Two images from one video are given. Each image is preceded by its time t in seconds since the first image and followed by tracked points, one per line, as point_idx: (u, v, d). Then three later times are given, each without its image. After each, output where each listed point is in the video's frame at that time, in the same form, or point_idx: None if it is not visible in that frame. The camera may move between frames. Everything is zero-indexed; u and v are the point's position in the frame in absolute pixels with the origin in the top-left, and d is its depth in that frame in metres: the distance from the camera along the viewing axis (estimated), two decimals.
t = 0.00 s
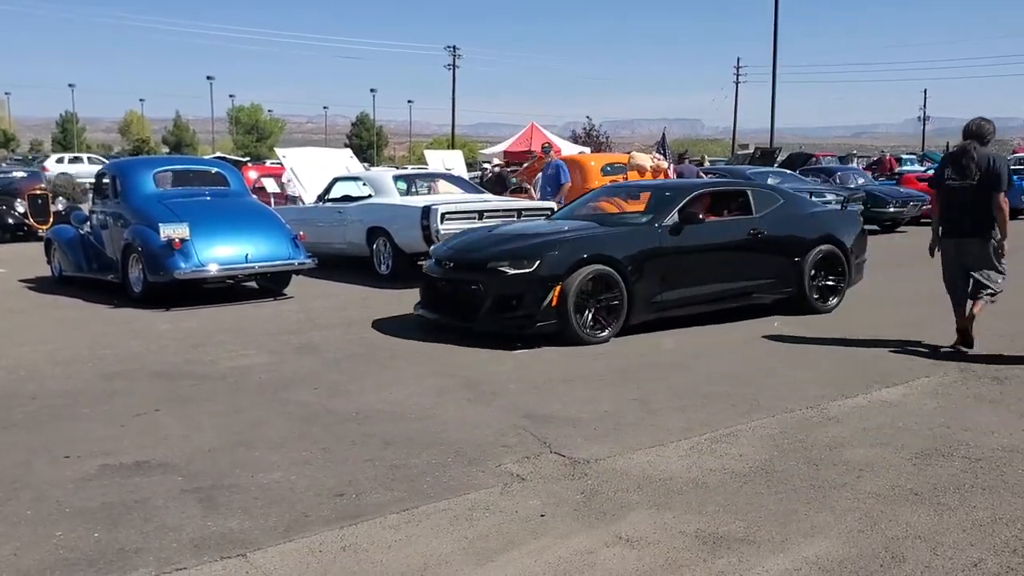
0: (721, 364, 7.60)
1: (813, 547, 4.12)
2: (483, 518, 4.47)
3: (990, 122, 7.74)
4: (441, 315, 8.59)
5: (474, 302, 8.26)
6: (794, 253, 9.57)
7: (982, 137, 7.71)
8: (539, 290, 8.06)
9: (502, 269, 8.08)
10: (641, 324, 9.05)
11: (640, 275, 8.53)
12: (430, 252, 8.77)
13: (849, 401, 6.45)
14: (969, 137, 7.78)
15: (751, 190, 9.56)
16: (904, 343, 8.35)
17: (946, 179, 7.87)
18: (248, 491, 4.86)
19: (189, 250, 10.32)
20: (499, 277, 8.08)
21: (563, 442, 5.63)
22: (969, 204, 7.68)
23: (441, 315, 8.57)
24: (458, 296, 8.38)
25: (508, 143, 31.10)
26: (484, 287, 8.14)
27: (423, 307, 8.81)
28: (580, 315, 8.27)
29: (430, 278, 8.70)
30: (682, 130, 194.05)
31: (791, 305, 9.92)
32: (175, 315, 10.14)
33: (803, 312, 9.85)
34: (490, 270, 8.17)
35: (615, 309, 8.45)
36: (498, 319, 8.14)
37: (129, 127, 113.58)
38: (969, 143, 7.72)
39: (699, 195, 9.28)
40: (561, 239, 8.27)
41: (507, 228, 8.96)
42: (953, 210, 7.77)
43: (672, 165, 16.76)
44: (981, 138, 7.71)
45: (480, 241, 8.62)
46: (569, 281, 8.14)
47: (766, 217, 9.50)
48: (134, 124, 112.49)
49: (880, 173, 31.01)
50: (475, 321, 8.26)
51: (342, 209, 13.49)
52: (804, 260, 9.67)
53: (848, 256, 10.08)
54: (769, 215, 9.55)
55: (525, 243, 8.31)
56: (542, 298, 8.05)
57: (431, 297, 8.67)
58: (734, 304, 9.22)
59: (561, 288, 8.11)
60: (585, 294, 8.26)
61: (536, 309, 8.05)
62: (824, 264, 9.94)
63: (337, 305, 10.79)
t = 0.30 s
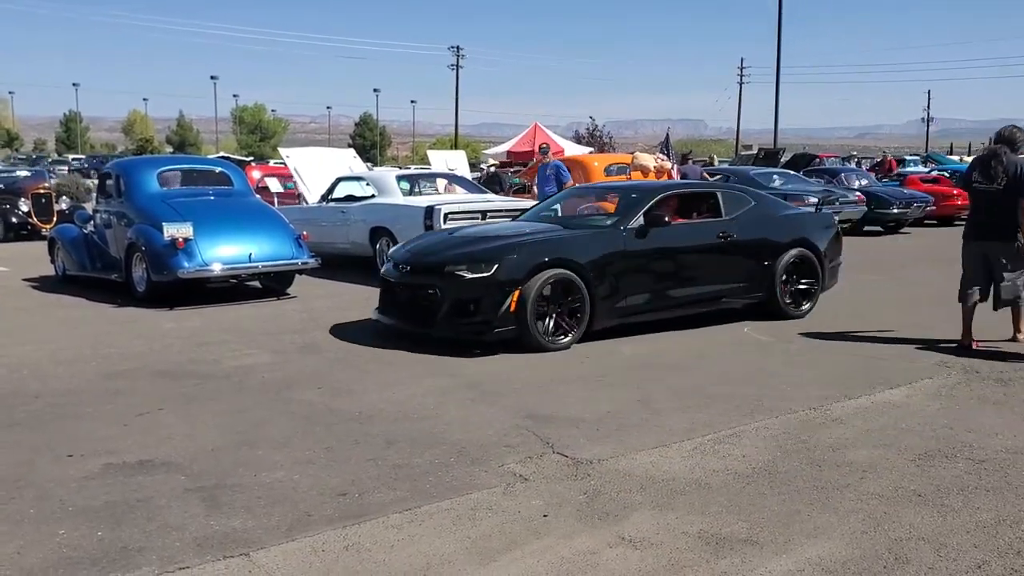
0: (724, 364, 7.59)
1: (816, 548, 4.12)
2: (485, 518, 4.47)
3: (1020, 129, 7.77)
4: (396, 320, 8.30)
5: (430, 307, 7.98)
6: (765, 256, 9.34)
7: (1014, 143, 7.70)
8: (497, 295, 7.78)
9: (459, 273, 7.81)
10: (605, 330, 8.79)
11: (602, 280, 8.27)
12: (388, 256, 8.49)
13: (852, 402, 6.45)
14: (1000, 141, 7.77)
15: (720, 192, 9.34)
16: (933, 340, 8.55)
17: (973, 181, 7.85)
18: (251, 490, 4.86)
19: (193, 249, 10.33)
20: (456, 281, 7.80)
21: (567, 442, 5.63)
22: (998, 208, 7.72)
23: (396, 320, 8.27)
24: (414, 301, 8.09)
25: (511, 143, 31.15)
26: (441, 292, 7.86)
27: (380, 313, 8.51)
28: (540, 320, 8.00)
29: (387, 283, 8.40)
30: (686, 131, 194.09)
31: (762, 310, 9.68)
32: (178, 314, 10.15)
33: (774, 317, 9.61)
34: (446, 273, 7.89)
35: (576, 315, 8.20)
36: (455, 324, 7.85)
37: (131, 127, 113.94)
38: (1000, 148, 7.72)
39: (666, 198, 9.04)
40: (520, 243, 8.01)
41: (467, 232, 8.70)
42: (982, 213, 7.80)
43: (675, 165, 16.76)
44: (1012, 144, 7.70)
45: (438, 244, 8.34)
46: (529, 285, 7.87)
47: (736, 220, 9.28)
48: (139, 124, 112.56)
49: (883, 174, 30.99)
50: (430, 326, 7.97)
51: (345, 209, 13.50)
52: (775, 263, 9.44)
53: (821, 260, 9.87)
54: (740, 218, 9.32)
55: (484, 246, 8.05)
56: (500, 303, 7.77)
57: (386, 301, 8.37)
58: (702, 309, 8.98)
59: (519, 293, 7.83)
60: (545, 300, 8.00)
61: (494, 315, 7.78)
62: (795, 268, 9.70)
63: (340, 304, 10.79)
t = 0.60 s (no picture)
0: (729, 365, 7.58)
1: (822, 549, 4.11)
2: (491, 518, 4.47)
3: None
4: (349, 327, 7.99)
5: (383, 312, 7.68)
6: (736, 261, 9.08)
7: None
8: (452, 300, 7.49)
9: (414, 277, 7.51)
10: (568, 335, 8.52)
11: (563, 285, 8.01)
12: (343, 259, 8.20)
13: (859, 403, 6.44)
14: None
15: (689, 195, 9.10)
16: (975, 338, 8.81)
17: (1008, 177, 8.41)
18: (257, 489, 4.87)
19: (199, 249, 10.35)
20: (410, 286, 7.50)
21: (572, 442, 5.63)
22: None
23: (350, 326, 7.97)
24: (368, 307, 7.79)
25: (517, 143, 31.15)
26: (395, 297, 7.56)
27: (335, 317, 8.21)
28: (498, 326, 7.73)
29: (341, 288, 8.10)
30: (692, 132, 193.87)
31: (733, 316, 9.42)
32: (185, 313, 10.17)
33: (746, 323, 9.36)
34: (400, 278, 7.59)
35: (536, 321, 7.93)
36: (409, 331, 7.55)
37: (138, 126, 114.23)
38: None
39: (633, 201, 8.80)
40: (478, 246, 7.74)
41: (427, 234, 8.41)
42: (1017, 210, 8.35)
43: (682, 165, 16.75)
44: None
45: (394, 247, 8.05)
46: (485, 291, 7.60)
47: (705, 223, 9.02)
48: (146, 124, 112.74)
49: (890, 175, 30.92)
50: (383, 333, 7.68)
51: (351, 208, 13.49)
52: (747, 267, 9.18)
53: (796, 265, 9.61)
54: (710, 222, 9.07)
55: (440, 250, 7.76)
56: (456, 309, 7.49)
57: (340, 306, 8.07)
58: (669, 315, 8.72)
59: (477, 298, 7.56)
60: (503, 305, 7.73)
61: (450, 321, 7.49)
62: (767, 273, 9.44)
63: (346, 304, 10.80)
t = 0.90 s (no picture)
0: (739, 367, 7.56)
1: (831, 552, 4.10)
2: (500, 519, 4.47)
3: None
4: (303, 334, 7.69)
5: (336, 319, 7.38)
6: (708, 266, 8.77)
7: None
8: (406, 307, 7.19)
9: (368, 282, 7.23)
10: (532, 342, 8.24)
11: (525, 291, 7.72)
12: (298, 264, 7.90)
13: (869, 406, 6.41)
14: None
15: (661, 197, 8.78)
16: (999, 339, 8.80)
17: None
18: (267, 488, 4.88)
19: (210, 249, 10.39)
20: (363, 292, 7.22)
21: (581, 444, 5.62)
22: None
23: (304, 334, 7.68)
24: (321, 314, 7.49)
25: (528, 144, 31.17)
26: (348, 304, 7.26)
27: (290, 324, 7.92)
28: (455, 334, 7.45)
29: (295, 294, 7.81)
30: (702, 133, 193.58)
31: (706, 322, 9.11)
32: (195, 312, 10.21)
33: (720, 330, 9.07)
34: (353, 283, 7.29)
35: (496, 328, 7.65)
36: (362, 339, 7.26)
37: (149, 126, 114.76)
38: None
39: (601, 203, 8.48)
40: (435, 249, 7.44)
41: (385, 237, 8.10)
42: None
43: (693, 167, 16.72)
44: None
45: (350, 251, 7.75)
46: (441, 297, 7.30)
47: (676, 227, 8.70)
48: (157, 125, 113.27)
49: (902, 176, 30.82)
50: (336, 341, 7.38)
51: (362, 208, 13.23)
52: (721, 273, 8.88)
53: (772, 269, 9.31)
54: (682, 224, 8.75)
55: (395, 254, 7.47)
56: (410, 316, 7.19)
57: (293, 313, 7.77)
58: (639, 321, 8.43)
59: (432, 304, 7.27)
60: (461, 311, 7.45)
61: (404, 328, 7.19)
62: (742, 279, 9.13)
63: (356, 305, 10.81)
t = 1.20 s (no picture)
0: (760, 369, 7.51)
1: (854, 555, 4.07)
2: (521, 519, 4.47)
3: None
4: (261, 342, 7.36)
5: (294, 326, 7.05)
6: (687, 271, 8.50)
7: None
8: (367, 313, 6.87)
9: (327, 288, 6.90)
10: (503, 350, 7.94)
11: (493, 296, 7.41)
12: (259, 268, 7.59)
13: (893, 408, 6.36)
14: None
15: (638, 198, 8.50)
16: None
17: None
18: (287, 487, 4.90)
19: (233, 249, 10.47)
20: (321, 297, 6.89)
21: (602, 445, 5.61)
22: None
23: (262, 341, 7.35)
24: (279, 320, 7.17)
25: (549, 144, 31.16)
26: (307, 309, 6.94)
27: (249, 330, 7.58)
28: (419, 340, 7.14)
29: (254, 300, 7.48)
30: (724, 133, 192.71)
31: (686, 328, 8.83)
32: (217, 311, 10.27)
33: (700, 336, 8.80)
34: (312, 288, 6.97)
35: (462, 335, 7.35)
36: (320, 347, 6.93)
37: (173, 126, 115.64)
38: None
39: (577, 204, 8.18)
40: (398, 252, 7.13)
41: (346, 241, 7.77)
42: None
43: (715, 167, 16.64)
44: None
45: (310, 255, 7.43)
46: (404, 302, 6.98)
47: (655, 230, 8.43)
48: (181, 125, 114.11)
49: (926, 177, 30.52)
50: (294, 348, 7.06)
51: (383, 208, 13.02)
52: (700, 277, 8.61)
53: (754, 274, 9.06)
54: (661, 227, 8.48)
55: (356, 257, 7.15)
56: (372, 322, 6.87)
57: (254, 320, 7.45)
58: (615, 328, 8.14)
59: (394, 310, 6.95)
60: (426, 316, 7.14)
61: (363, 335, 6.87)
62: (723, 283, 8.85)
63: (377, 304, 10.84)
